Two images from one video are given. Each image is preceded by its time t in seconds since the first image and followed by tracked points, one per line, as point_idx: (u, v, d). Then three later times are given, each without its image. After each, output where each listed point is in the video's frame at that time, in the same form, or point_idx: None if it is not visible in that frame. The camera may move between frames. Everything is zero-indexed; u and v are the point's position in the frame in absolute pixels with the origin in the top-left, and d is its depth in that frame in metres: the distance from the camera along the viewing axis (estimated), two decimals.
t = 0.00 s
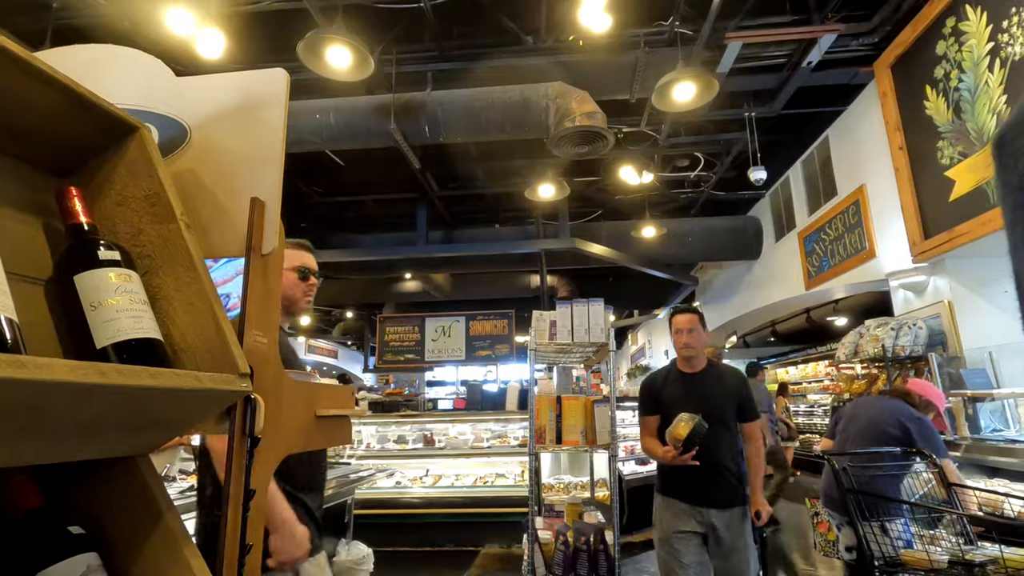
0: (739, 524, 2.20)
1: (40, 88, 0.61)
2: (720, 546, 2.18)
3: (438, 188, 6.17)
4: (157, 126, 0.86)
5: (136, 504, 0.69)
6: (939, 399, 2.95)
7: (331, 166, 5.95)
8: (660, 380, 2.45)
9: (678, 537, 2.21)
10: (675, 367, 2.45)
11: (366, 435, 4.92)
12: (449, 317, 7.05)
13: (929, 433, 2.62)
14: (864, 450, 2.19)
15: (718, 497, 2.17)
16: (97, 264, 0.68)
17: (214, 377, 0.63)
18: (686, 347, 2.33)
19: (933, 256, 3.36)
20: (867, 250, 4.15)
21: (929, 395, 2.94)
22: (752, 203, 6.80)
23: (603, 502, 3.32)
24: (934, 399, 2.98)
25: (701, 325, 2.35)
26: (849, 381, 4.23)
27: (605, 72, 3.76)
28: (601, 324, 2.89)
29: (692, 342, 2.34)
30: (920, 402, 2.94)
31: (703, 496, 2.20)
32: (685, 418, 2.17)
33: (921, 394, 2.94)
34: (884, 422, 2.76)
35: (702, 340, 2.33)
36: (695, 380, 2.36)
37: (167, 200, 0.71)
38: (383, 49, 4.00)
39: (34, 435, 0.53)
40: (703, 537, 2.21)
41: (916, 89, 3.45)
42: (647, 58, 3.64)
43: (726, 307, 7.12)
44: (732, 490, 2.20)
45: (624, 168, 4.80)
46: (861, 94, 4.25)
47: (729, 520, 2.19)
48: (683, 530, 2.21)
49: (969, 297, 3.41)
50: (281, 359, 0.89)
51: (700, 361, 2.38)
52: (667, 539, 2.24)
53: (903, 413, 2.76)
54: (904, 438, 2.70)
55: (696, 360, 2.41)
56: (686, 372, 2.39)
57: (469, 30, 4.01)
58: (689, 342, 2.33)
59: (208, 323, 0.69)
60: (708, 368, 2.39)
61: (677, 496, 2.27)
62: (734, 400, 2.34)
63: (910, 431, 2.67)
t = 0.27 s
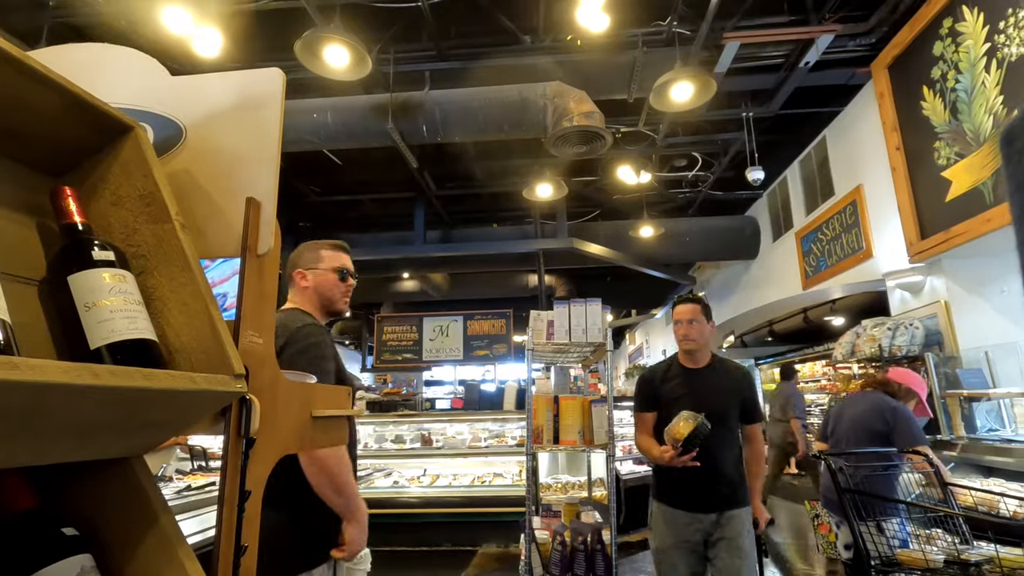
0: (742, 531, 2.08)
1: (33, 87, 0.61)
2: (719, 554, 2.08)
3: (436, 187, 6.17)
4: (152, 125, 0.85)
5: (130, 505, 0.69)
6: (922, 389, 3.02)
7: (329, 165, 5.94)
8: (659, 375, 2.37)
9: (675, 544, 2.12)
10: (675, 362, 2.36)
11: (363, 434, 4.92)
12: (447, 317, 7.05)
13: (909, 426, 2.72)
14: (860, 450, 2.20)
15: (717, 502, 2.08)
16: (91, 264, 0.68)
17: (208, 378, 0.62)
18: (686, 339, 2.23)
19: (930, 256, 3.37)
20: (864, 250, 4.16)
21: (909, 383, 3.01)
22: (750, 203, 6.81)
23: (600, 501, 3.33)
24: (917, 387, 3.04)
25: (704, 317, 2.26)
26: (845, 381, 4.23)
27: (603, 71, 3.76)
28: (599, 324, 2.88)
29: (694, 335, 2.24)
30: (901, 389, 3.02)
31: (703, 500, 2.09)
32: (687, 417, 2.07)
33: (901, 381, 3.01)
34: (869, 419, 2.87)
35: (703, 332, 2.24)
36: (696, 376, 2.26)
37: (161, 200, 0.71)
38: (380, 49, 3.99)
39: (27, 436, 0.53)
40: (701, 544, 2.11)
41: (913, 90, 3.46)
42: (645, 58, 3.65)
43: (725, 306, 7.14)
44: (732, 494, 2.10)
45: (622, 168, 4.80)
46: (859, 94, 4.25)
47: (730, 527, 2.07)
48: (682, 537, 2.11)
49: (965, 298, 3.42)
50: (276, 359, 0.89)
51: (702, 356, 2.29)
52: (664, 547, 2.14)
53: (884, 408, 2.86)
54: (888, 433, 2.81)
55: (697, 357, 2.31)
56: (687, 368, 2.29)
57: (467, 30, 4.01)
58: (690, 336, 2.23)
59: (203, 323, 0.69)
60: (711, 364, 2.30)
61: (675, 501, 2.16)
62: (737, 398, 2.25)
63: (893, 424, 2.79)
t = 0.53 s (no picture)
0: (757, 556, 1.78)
1: (28, 87, 0.60)
2: None
3: (434, 187, 6.16)
4: (148, 125, 0.85)
5: (125, 507, 0.69)
6: (911, 384, 3.07)
7: (327, 165, 5.93)
8: (662, 379, 2.07)
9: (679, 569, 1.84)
10: (680, 365, 2.05)
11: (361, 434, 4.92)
12: (445, 317, 7.04)
13: (900, 423, 2.73)
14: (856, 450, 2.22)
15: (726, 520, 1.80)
16: (86, 265, 0.67)
17: (205, 380, 0.62)
18: (691, 340, 1.94)
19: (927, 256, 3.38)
20: (861, 251, 4.17)
21: (897, 380, 3.05)
22: (747, 203, 6.82)
23: (597, 501, 3.33)
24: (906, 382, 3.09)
25: (709, 314, 1.96)
26: (842, 382, 4.22)
27: (601, 71, 3.76)
28: (596, 324, 2.88)
29: (698, 335, 1.95)
30: (890, 385, 3.06)
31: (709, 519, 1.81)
32: (687, 424, 1.77)
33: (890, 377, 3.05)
34: (864, 417, 2.87)
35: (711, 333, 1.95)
36: (701, 379, 1.96)
37: (157, 200, 0.71)
38: (378, 49, 3.98)
39: (20, 438, 0.52)
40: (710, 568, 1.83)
41: (909, 91, 3.47)
42: (643, 59, 3.65)
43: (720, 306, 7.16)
44: (745, 514, 1.81)
45: (620, 168, 4.80)
46: (855, 95, 4.27)
47: (742, 550, 1.79)
48: (686, 559, 1.84)
49: (961, 298, 3.46)
50: (273, 360, 0.88)
51: (710, 359, 1.98)
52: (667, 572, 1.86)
53: (875, 407, 2.86)
54: (880, 432, 2.82)
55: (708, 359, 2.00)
56: (694, 369, 1.99)
57: (465, 30, 4.00)
58: (693, 335, 1.95)
59: (199, 324, 0.68)
60: (720, 367, 1.98)
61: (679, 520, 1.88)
62: (750, 404, 1.92)
63: (883, 424, 2.80)
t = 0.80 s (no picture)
0: (773, 559, 1.70)
1: (24, 87, 0.60)
2: None
3: (431, 188, 6.16)
4: (144, 127, 0.85)
5: (122, 509, 0.69)
6: (906, 385, 3.05)
7: (324, 165, 5.92)
8: (668, 377, 2.00)
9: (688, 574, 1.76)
10: (688, 359, 1.98)
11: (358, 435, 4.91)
12: (442, 318, 7.03)
13: (894, 423, 2.75)
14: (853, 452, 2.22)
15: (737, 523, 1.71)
16: (84, 266, 0.67)
17: (202, 382, 0.62)
18: (695, 332, 1.88)
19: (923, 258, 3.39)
20: (858, 252, 4.18)
21: (891, 380, 3.05)
22: (744, 204, 6.84)
23: (595, 503, 3.33)
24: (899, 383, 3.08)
25: (712, 303, 1.89)
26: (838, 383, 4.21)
27: (598, 73, 3.76)
28: (594, 325, 2.89)
29: (702, 326, 1.89)
30: (883, 386, 3.07)
31: (723, 521, 1.72)
32: (692, 422, 1.68)
33: (883, 377, 3.06)
34: (859, 418, 2.89)
35: (714, 322, 1.88)
36: (711, 374, 1.87)
37: (155, 202, 0.71)
38: (376, 49, 3.98)
39: (15, 441, 0.52)
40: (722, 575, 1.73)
41: (905, 93, 3.48)
42: (641, 60, 3.66)
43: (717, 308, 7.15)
44: (758, 516, 1.72)
45: (617, 169, 4.81)
46: (852, 97, 4.28)
47: (760, 553, 1.70)
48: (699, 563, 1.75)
49: (957, 299, 3.48)
50: (271, 362, 0.88)
51: (719, 352, 1.90)
52: None
53: (870, 408, 2.87)
54: (875, 433, 2.83)
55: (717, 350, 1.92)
56: (703, 363, 1.91)
57: (462, 30, 4.00)
58: (697, 326, 1.88)
59: (197, 325, 0.68)
60: (729, 359, 1.91)
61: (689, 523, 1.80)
62: (769, 399, 1.81)
63: (878, 425, 2.82)
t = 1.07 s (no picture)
0: (772, 567, 1.66)
1: (19, 86, 0.59)
2: None
3: (427, 189, 6.16)
4: (140, 127, 0.85)
5: (116, 510, 0.68)
6: (899, 386, 3.10)
7: (320, 166, 5.91)
8: (664, 376, 1.94)
9: None
10: (686, 359, 1.92)
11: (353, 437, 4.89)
12: (437, 319, 7.02)
13: (888, 424, 2.76)
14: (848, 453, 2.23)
15: (735, 530, 1.66)
16: (79, 267, 0.67)
17: (198, 382, 0.62)
18: (693, 330, 1.81)
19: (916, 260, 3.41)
20: (852, 254, 4.20)
21: (885, 381, 3.09)
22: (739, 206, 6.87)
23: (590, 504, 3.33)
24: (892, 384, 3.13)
25: (709, 299, 1.82)
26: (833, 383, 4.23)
27: (594, 75, 3.77)
28: (589, 326, 2.89)
29: (699, 323, 1.81)
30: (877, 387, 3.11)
31: (721, 528, 1.67)
32: (688, 424, 1.64)
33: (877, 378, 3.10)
34: (853, 420, 2.90)
35: (712, 320, 1.81)
36: (709, 373, 1.81)
37: (151, 202, 0.70)
38: (372, 50, 3.98)
39: (9, 442, 0.52)
40: None
41: (899, 96, 3.51)
42: (636, 62, 3.67)
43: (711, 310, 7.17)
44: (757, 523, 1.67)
45: (613, 170, 4.81)
46: (846, 100, 4.31)
47: (758, 561, 1.65)
48: (694, 575, 1.71)
49: (950, 300, 3.51)
50: (266, 362, 0.88)
51: (719, 351, 1.84)
52: None
53: (865, 410, 2.89)
54: (869, 434, 2.84)
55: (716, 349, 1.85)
56: (700, 362, 1.86)
57: (458, 32, 4.01)
58: (693, 323, 1.82)
59: (192, 326, 0.68)
60: (729, 357, 1.84)
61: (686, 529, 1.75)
62: (767, 400, 1.75)
63: (873, 426, 2.84)
